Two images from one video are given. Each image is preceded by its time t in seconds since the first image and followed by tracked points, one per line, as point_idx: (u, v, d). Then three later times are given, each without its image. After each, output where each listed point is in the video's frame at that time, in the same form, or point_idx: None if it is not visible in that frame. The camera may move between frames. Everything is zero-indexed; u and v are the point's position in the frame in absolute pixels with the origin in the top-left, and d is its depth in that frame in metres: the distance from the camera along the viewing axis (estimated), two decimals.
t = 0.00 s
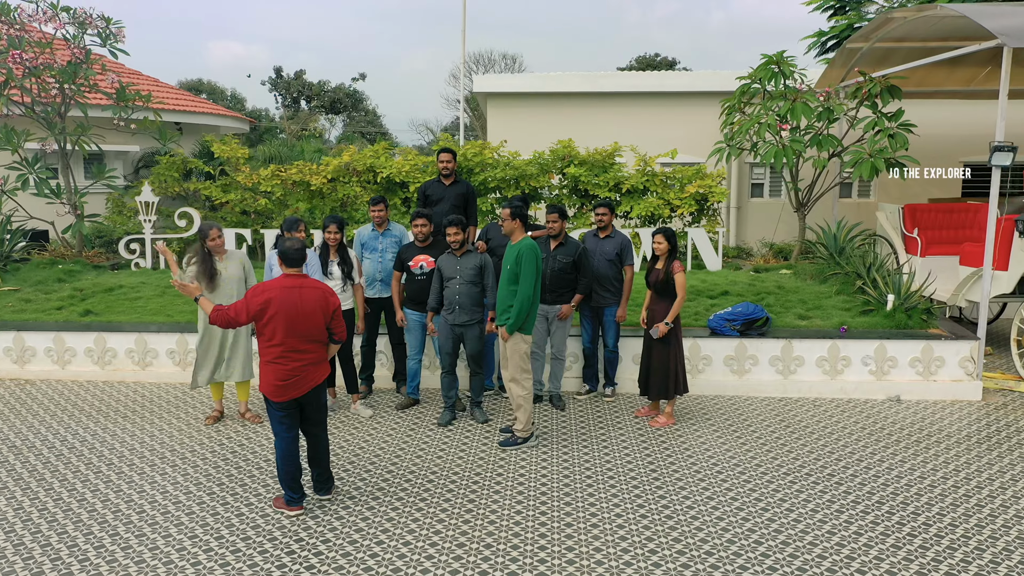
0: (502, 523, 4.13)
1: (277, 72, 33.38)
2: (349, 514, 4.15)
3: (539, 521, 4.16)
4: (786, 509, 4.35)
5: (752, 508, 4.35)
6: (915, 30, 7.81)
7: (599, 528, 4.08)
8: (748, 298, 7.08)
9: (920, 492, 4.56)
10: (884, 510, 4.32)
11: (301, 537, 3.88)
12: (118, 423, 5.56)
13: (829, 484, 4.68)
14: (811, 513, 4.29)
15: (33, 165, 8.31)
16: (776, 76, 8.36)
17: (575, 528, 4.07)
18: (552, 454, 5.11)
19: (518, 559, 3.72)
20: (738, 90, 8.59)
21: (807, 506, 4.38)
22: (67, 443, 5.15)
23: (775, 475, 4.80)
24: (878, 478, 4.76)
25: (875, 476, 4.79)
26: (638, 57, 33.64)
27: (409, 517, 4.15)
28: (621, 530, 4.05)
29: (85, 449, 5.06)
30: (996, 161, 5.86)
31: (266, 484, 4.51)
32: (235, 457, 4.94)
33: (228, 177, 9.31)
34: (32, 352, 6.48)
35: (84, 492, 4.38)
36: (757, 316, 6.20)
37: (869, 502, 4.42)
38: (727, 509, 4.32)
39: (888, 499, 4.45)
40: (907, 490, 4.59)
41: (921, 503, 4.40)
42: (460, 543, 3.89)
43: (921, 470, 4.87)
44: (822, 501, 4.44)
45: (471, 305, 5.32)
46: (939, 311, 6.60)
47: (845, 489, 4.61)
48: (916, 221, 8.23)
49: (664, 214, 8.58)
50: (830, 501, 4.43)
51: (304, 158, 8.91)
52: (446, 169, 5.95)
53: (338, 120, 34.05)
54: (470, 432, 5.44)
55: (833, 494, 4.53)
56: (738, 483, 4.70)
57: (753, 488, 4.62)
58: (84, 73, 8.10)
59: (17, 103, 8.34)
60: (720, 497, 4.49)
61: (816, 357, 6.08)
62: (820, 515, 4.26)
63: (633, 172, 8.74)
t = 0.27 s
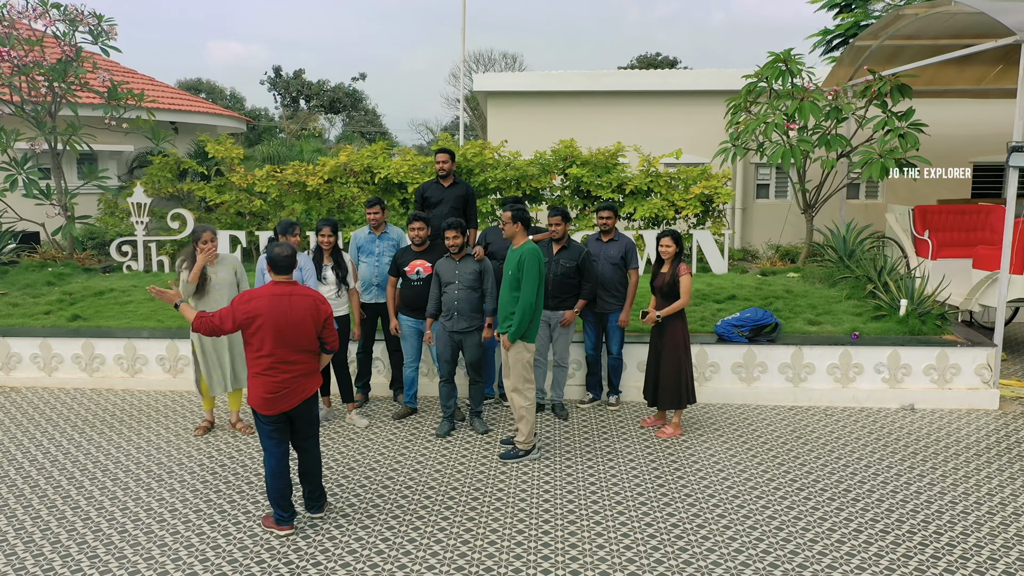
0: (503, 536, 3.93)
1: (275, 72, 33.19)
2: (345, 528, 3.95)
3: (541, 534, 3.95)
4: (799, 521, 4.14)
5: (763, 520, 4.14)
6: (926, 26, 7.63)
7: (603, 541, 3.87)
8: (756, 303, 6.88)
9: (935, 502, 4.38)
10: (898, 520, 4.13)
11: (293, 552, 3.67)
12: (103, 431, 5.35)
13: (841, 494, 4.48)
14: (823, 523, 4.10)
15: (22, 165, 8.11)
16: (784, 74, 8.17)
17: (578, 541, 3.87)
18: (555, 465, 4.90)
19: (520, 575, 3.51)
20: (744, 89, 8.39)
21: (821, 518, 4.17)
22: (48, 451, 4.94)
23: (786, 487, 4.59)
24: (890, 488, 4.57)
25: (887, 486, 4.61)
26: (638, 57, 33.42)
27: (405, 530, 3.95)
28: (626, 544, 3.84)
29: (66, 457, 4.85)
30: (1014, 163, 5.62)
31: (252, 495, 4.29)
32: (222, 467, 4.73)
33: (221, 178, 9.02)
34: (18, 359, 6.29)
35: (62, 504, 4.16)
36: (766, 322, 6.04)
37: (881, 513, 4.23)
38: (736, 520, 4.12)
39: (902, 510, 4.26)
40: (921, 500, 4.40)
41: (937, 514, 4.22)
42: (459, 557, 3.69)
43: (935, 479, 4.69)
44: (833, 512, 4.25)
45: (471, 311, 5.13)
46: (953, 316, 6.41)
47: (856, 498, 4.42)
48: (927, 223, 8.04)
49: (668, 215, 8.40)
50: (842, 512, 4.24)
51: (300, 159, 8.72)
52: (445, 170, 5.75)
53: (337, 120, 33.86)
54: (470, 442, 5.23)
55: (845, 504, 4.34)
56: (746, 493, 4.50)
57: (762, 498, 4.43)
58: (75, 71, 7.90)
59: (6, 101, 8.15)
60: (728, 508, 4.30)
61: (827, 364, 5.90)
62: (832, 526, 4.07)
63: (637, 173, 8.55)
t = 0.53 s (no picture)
0: (502, 564, 3.65)
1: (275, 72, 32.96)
2: (335, 555, 3.69)
3: (542, 561, 3.67)
4: (816, 547, 3.85)
5: (778, 546, 3.85)
6: (941, 24, 7.36)
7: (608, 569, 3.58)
8: (766, 311, 6.67)
9: (959, 526, 4.09)
10: (922, 548, 3.84)
11: None
12: (82, 447, 5.09)
13: (858, 517, 4.20)
14: (842, 550, 3.81)
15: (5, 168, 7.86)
16: (793, 74, 7.91)
17: (581, 569, 3.58)
18: (558, 484, 4.63)
19: None
20: (752, 89, 8.13)
21: (839, 544, 3.88)
22: (22, 470, 4.69)
23: (801, 508, 4.31)
24: (910, 510, 4.29)
25: (907, 508, 4.32)
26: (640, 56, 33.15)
27: (399, 557, 3.68)
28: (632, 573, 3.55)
29: (40, 477, 4.59)
30: None
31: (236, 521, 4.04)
32: (204, 489, 4.46)
33: (214, 180, 8.89)
34: None
35: (30, 531, 3.91)
36: (778, 332, 5.80)
37: (903, 539, 3.95)
38: (749, 546, 3.84)
39: (927, 536, 3.97)
40: (944, 525, 4.11)
41: (963, 540, 3.93)
42: None
43: (958, 500, 4.40)
44: (851, 537, 3.97)
45: (468, 322, 4.88)
46: (972, 326, 6.17)
47: (875, 522, 4.14)
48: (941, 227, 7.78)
49: (673, 219, 8.15)
50: (861, 537, 3.96)
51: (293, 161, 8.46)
52: (440, 174, 5.50)
53: (336, 120, 33.65)
54: (467, 461, 4.96)
55: (864, 528, 4.06)
56: (759, 515, 4.22)
57: (775, 521, 4.15)
58: (60, 70, 7.62)
59: None
60: (740, 531, 4.02)
61: (842, 377, 5.64)
62: (852, 552, 3.78)
63: (641, 176, 8.29)
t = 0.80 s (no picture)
0: None
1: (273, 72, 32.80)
2: None
3: None
4: (831, 570, 3.60)
5: (790, 569, 3.60)
6: (953, 20, 7.15)
7: None
8: (774, 318, 6.62)
9: (983, 548, 3.80)
10: (944, 572, 3.57)
11: None
12: (58, 459, 4.86)
13: (876, 537, 3.92)
14: (859, 575, 3.54)
15: None
16: (801, 72, 7.68)
17: None
18: (558, 500, 4.38)
19: None
20: (758, 88, 7.93)
21: (855, 567, 3.62)
22: None
23: (814, 527, 4.05)
24: (930, 530, 4.01)
25: (926, 527, 4.04)
26: (641, 57, 32.91)
27: None
28: None
29: (14, 491, 4.36)
30: None
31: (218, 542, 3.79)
32: (184, 505, 4.22)
33: (206, 182, 8.71)
34: None
35: None
36: (786, 340, 5.63)
37: (924, 562, 3.67)
38: (759, 569, 3.58)
39: (948, 558, 3.70)
40: (967, 546, 3.83)
41: (988, 563, 3.66)
42: None
43: (981, 518, 4.13)
44: (868, 560, 3.69)
45: (463, 331, 4.66)
46: (988, 334, 5.97)
47: (894, 543, 3.86)
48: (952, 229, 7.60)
49: (676, 222, 7.95)
50: (879, 560, 3.68)
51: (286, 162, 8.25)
52: (434, 177, 5.32)
53: (335, 121, 33.48)
54: (463, 475, 4.73)
55: (882, 550, 3.78)
56: (770, 535, 3.95)
57: (788, 542, 3.88)
58: (45, 69, 7.41)
59: None
60: (750, 554, 3.75)
61: (853, 388, 5.42)
62: None
63: (643, 177, 8.07)
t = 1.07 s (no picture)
0: None
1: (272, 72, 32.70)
2: None
3: None
4: None
5: None
6: (959, 16, 7.04)
7: None
8: (776, 319, 6.52)
9: (996, 558, 3.66)
10: None
11: None
12: (46, 464, 4.74)
13: (885, 546, 3.77)
14: None
15: None
16: (804, 70, 7.63)
17: None
18: (557, 507, 4.26)
19: None
20: (760, 85, 7.82)
21: None
22: None
23: (820, 534, 3.91)
24: (940, 538, 3.86)
25: (936, 535, 3.90)
26: (641, 56, 32.80)
27: None
28: None
29: None
30: None
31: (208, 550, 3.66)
32: (174, 512, 4.10)
33: (200, 181, 8.64)
34: None
35: None
36: (791, 342, 5.46)
37: (935, 572, 3.52)
38: None
39: (959, 567, 3.56)
40: (979, 556, 3.68)
41: (1001, 572, 3.52)
42: None
43: (994, 526, 3.98)
44: (877, 570, 3.55)
45: (459, 333, 4.55)
46: (995, 335, 5.87)
47: (903, 552, 3.71)
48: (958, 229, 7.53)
49: (677, 221, 7.84)
50: (888, 570, 3.54)
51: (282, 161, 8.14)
52: (427, 176, 5.19)
53: (334, 121, 33.38)
54: (460, 481, 4.61)
55: (891, 559, 3.64)
56: (775, 543, 3.81)
57: (794, 551, 3.73)
58: (36, 66, 7.29)
59: None
60: (755, 563, 3.60)
61: (859, 391, 5.31)
62: None
63: (644, 176, 7.97)
